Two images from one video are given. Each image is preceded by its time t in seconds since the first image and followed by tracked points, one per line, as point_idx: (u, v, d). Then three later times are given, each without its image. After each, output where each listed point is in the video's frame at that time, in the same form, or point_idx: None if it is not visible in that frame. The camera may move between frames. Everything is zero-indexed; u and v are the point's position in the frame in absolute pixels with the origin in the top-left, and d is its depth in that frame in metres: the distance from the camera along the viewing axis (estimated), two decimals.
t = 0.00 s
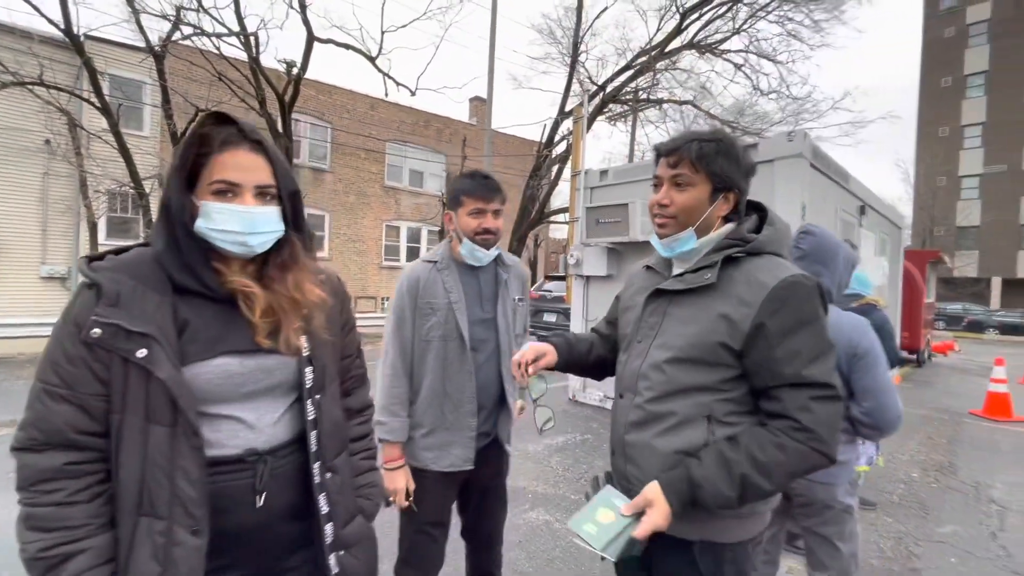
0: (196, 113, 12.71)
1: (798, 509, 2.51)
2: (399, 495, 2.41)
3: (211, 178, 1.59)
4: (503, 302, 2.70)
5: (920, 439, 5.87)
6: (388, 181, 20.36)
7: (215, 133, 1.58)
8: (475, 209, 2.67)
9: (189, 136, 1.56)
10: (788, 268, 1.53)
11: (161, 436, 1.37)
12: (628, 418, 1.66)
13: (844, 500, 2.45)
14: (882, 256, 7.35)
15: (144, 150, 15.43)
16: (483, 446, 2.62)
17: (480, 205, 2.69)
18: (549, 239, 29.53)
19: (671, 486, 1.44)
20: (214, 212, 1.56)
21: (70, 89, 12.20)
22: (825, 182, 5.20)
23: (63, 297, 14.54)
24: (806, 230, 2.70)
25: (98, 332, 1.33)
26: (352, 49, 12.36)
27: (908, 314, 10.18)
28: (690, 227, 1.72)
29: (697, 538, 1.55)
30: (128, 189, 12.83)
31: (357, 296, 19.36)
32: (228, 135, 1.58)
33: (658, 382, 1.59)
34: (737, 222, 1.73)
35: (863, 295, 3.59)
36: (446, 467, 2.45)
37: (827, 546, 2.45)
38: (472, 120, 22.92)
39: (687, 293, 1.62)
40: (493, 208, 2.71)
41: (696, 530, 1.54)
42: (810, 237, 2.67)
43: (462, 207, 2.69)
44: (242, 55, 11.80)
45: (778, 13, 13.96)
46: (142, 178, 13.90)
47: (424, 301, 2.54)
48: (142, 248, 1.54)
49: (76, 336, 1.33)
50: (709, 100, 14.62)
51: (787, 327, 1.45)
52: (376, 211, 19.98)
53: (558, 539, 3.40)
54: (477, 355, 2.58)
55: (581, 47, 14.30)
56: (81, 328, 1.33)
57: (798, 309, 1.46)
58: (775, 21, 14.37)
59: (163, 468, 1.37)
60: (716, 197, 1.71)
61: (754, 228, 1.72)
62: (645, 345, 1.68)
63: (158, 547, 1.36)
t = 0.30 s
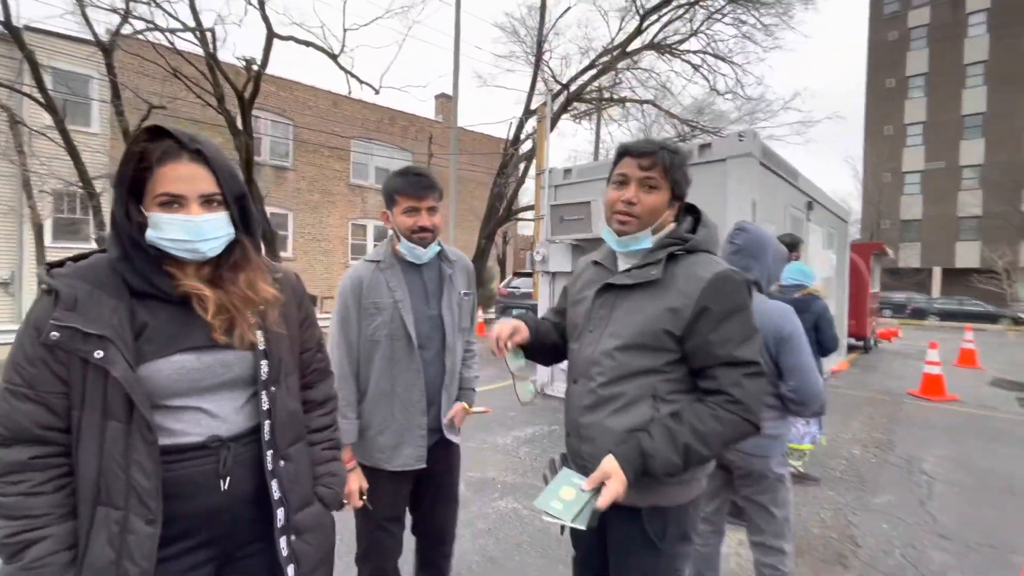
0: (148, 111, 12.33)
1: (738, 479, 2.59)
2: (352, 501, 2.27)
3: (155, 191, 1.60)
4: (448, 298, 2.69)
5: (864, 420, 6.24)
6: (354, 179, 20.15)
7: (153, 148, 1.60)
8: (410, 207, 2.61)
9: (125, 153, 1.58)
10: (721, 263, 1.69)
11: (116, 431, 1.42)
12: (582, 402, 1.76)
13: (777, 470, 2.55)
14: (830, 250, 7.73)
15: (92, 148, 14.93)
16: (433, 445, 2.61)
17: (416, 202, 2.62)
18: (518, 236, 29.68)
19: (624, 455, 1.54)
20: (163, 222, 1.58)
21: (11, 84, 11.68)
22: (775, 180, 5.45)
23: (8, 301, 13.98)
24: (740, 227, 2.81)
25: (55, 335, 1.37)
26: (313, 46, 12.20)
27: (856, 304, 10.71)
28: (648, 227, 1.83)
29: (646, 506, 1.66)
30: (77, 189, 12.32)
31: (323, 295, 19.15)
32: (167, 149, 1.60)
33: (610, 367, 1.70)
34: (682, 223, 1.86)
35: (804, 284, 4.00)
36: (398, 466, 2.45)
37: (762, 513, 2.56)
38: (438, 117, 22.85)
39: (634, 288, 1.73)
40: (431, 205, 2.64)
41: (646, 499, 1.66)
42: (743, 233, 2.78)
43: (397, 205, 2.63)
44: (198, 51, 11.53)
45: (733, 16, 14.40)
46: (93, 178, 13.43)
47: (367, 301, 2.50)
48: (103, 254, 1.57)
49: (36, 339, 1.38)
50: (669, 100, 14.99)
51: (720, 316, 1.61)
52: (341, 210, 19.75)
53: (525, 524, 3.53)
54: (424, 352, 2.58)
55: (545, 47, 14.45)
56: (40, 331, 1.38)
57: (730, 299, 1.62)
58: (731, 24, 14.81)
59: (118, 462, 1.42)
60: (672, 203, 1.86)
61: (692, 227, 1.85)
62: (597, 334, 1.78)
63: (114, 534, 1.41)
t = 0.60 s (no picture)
0: (81, 101, 11.74)
1: (686, 449, 2.79)
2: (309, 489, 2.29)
3: (123, 201, 1.60)
4: (400, 292, 2.77)
5: (803, 392, 6.65)
6: (307, 171, 19.73)
7: (123, 160, 1.58)
8: (355, 203, 2.68)
9: (95, 160, 1.54)
10: (650, 251, 1.85)
11: (100, 422, 1.46)
12: (530, 383, 1.88)
13: (722, 438, 2.74)
14: (772, 235, 8.12)
15: (16, 141, 14.15)
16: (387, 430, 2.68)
17: (359, 198, 2.69)
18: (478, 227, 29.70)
19: (572, 424, 1.67)
20: (128, 231, 1.58)
21: None
22: (719, 169, 5.72)
23: None
24: (678, 216, 2.99)
25: (30, 337, 1.37)
26: (259, 35, 11.86)
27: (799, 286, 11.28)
28: (589, 220, 1.95)
29: (589, 472, 1.81)
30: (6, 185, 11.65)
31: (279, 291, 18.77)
32: (137, 163, 1.60)
33: (554, 350, 1.83)
34: (616, 217, 1.99)
35: (743, 268, 4.41)
36: (355, 455, 2.52)
37: (708, 478, 2.71)
38: (393, 108, 22.55)
39: (574, 276, 1.86)
40: (372, 200, 2.72)
41: (589, 464, 1.80)
42: (681, 222, 2.96)
43: (341, 201, 2.70)
44: (134, 38, 11.04)
45: (682, 9, 14.75)
46: (22, 174, 12.73)
47: (320, 300, 2.54)
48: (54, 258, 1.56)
49: (5, 340, 1.37)
50: (621, 91, 15.27)
51: (652, 298, 1.77)
52: (295, 203, 19.32)
53: (487, 506, 3.66)
54: (379, 347, 2.65)
55: (499, 37, 14.46)
56: (10, 333, 1.37)
57: (659, 283, 1.79)
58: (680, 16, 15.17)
59: (104, 448, 1.46)
60: (610, 199, 1.98)
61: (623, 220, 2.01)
62: (541, 321, 1.90)
63: (107, 515, 1.47)
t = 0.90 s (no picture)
0: (30, 97, 11.26)
1: (663, 449, 2.86)
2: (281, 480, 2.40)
3: (130, 214, 1.61)
4: (374, 296, 2.81)
5: (762, 391, 6.90)
6: (272, 173, 19.38)
7: (141, 179, 1.62)
8: (331, 211, 2.70)
9: (114, 175, 1.57)
10: (609, 256, 1.95)
11: (100, 413, 1.48)
12: (501, 388, 1.90)
13: (696, 434, 2.86)
14: (733, 239, 8.38)
15: None
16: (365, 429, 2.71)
17: (334, 206, 2.71)
18: (448, 231, 29.68)
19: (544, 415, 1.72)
20: (134, 243, 1.61)
21: None
22: (681, 176, 5.92)
23: None
24: (655, 222, 3.07)
25: (37, 333, 1.41)
26: (222, 34, 11.62)
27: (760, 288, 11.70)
28: (549, 227, 2.02)
29: (564, 468, 1.88)
30: None
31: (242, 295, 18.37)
32: (154, 182, 1.65)
33: (524, 355, 1.87)
34: (574, 224, 2.05)
35: (706, 272, 4.44)
36: (336, 453, 2.55)
37: (682, 475, 2.81)
38: (362, 110, 22.38)
39: (537, 282, 1.92)
40: (348, 209, 2.74)
41: (565, 462, 1.87)
42: (657, 228, 3.05)
43: (317, 209, 2.70)
44: (88, 34, 10.67)
45: (648, 18, 15.09)
46: None
47: (298, 304, 2.52)
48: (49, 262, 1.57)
49: (12, 337, 1.38)
50: (588, 97, 15.52)
51: (610, 301, 1.87)
52: (259, 205, 18.96)
53: (458, 508, 3.70)
54: (356, 348, 2.67)
55: (468, 42, 14.53)
56: (15, 330, 1.39)
57: (616, 287, 1.89)
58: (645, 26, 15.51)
59: (105, 438, 1.49)
60: (569, 207, 2.05)
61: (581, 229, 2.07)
62: (508, 327, 1.95)
63: (106, 501, 1.49)
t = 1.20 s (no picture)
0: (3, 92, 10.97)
1: (664, 447, 2.89)
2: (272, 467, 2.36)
3: (145, 215, 1.72)
4: (371, 295, 2.81)
5: (744, 389, 6.99)
6: (255, 171, 19.14)
7: (161, 184, 1.75)
8: (330, 212, 2.72)
9: (138, 178, 1.68)
10: (599, 256, 1.97)
11: (109, 404, 1.56)
12: (491, 384, 1.95)
13: (698, 434, 2.89)
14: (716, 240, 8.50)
15: None
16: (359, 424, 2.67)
17: (333, 208, 2.74)
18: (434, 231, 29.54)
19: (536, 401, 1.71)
20: (146, 243, 1.72)
21: None
22: (666, 177, 5.98)
23: None
24: (657, 223, 3.09)
25: (53, 326, 1.47)
26: (203, 30, 11.44)
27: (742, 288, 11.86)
28: (540, 225, 2.04)
29: (550, 468, 1.88)
30: None
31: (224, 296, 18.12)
32: (171, 189, 1.78)
33: (512, 352, 1.91)
34: (565, 222, 2.08)
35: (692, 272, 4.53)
36: (330, 445, 2.50)
37: (681, 470, 2.83)
38: (346, 108, 22.20)
39: (526, 281, 1.95)
40: (350, 212, 2.78)
41: (550, 461, 1.87)
42: (658, 229, 3.07)
43: (317, 212, 2.73)
44: (64, 28, 10.44)
45: (633, 20, 15.20)
46: None
47: (298, 299, 2.53)
48: (55, 257, 1.61)
49: (28, 332, 1.44)
50: (573, 98, 15.58)
51: (601, 299, 1.87)
52: (241, 204, 18.73)
53: (446, 508, 3.70)
54: (353, 343, 2.66)
55: (454, 41, 14.49)
56: (32, 324, 1.46)
57: (605, 286, 1.89)
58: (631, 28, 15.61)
59: (112, 427, 1.56)
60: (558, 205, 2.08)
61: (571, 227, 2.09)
62: (499, 325, 1.98)
63: (112, 486, 1.55)
